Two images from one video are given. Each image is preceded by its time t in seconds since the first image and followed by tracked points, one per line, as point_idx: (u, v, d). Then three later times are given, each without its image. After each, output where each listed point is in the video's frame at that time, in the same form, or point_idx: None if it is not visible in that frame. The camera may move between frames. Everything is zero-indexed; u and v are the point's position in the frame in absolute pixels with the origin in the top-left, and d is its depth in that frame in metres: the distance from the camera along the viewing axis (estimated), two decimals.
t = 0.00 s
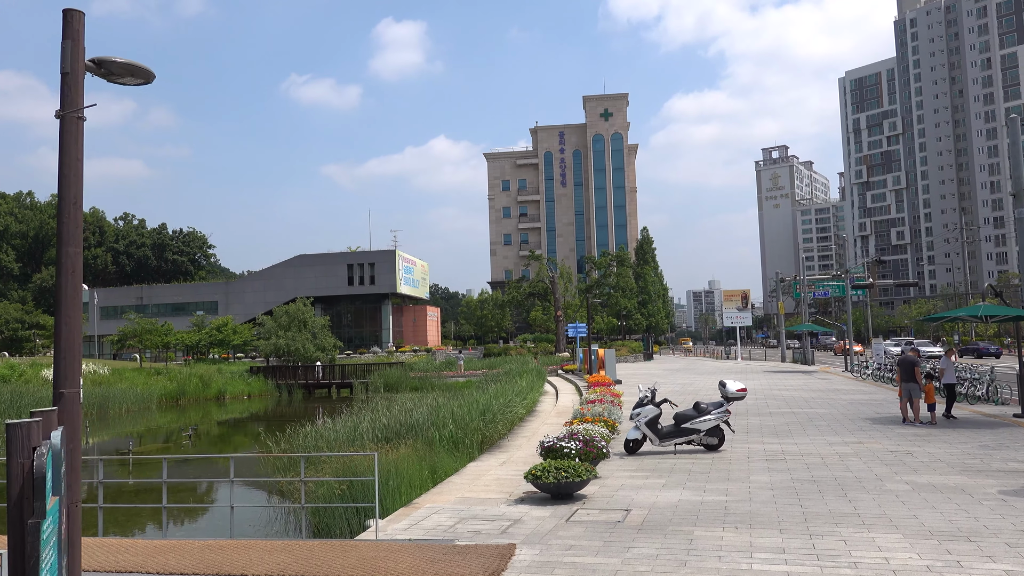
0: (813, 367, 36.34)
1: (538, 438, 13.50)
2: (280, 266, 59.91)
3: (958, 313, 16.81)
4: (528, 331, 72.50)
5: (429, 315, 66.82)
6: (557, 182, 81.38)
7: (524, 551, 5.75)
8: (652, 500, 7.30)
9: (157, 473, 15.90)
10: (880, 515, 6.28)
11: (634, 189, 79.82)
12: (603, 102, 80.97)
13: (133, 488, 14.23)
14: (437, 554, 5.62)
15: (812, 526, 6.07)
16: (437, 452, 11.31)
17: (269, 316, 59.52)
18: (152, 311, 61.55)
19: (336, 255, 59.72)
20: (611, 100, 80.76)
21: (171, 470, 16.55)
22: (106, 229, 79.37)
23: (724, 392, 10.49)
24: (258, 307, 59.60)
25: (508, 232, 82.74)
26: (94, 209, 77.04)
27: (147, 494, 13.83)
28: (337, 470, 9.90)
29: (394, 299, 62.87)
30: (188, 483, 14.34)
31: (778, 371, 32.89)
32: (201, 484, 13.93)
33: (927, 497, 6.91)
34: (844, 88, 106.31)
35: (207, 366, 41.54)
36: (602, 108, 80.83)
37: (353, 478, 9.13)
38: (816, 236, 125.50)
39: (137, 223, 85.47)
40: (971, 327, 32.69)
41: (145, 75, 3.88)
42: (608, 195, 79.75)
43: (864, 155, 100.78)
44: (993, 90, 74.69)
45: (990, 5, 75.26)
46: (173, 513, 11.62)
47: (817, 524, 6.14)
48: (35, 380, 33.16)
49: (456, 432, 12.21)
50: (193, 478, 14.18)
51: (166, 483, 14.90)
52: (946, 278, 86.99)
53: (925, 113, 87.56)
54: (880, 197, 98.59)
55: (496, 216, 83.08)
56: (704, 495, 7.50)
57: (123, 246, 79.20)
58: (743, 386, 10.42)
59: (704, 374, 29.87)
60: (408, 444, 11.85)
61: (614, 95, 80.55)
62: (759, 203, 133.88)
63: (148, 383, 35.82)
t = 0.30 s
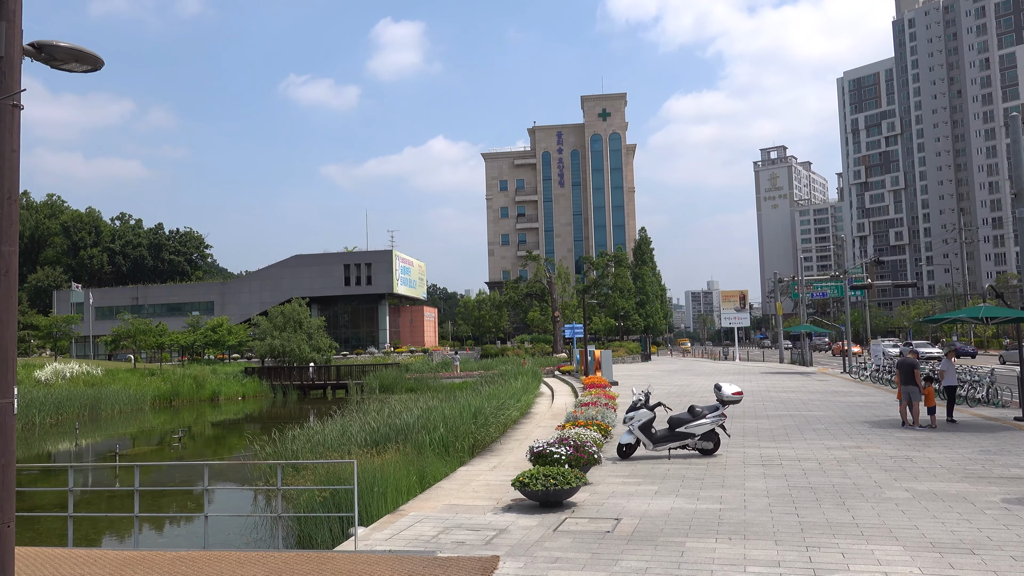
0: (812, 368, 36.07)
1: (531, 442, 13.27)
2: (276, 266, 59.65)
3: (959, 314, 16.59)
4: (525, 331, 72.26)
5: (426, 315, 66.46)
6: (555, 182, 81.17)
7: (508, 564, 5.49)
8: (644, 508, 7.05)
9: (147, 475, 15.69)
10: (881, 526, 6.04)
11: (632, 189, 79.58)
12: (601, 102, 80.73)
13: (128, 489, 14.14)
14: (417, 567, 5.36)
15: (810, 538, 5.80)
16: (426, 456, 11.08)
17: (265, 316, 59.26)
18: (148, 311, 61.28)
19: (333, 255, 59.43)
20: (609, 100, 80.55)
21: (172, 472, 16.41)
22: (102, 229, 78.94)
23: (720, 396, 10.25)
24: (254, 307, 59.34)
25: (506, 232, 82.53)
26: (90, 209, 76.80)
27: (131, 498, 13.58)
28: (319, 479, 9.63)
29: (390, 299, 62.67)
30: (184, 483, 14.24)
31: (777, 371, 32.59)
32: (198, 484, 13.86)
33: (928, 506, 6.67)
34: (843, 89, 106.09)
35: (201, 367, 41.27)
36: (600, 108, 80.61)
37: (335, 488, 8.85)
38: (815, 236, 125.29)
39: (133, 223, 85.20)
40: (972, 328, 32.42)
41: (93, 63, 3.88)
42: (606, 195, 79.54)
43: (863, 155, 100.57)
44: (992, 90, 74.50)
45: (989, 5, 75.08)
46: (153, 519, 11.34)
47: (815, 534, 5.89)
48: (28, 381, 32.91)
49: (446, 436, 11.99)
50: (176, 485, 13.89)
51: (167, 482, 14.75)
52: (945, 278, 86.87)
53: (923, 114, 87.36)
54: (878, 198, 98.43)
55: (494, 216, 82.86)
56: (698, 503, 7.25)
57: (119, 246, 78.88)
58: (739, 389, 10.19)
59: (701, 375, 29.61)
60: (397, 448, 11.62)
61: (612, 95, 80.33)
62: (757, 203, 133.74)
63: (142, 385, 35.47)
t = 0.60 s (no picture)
0: (810, 368, 35.84)
1: (524, 444, 13.03)
2: (273, 266, 59.37)
3: (959, 314, 16.36)
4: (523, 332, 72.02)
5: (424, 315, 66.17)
6: (553, 182, 80.95)
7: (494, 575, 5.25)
8: (637, 514, 6.80)
9: (136, 478, 15.40)
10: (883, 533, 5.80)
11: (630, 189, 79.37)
12: (599, 102, 80.52)
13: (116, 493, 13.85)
14: None
15: (809, 547, 5.56)
16: (415, 459, 10.82)
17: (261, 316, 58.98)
18: (144, 311, 60.95)
19: (330, 255, 59.17)
20: (607, 100, 80.39)
21: (161, 475, 16.10)
22: (99, 229, 78.62)
23: (716, 397, 10.00)
24: (250, 307, 59.09)
25: (504, 232, 82.30)
26: (87, 208, 76.46)
27: (117, 501, 13.32)
28: (302, 484, 9.32)
29: (388, 299, 62.42)
30: (173, 487, 13.93)
31: (776, 372, 32.36)
32: (185, 489, 13.57)
33: (932, 512, 6.43)
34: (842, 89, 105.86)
35: (196, 367, 41.04)
36: (599, 108, 80.39)
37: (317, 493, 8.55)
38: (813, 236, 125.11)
39: (130, 223, 84.83)
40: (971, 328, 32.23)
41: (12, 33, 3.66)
42: (604, 195, 79.36)
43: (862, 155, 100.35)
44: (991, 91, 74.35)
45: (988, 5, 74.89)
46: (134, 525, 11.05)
47: (814, 543, 5.64)
48: (20, 381, 32.65)
49: (437, 438, 11.74)
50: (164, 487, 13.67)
51: (159, 485, 14.42)
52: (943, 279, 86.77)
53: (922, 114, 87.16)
54: (877, 198, 98.27)
55: (492, 216, 82.64)
56: (693, 508, 7.00)
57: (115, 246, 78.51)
58: (735, 391, 9.95)
59: (700, 375, 29.39)
60: (387, 452, 11.34)
61: (610, 95, 80.16)
62: (756, 203, 133.59)
63: (135, 385, 35.13)
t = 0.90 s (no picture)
0: (809, 369, 35.66)
1: (518, 445, 12.80)
2: (271, 266, 59.15)
3: (961, 314, 16.10)
4: (522, 332, 71.80)
5: (421, 315, 65.83)
6: (551, 182, 80.76)
7: None
8: (629, 522, 6.54)
9: (128, 482, 15.13)
10: (884, 541, 5.56)
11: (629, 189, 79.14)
12: (598, 101, 80.33)
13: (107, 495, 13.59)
14: None
15: (805, 556, 5.32)
16: (405, 461, 10.58)
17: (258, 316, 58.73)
18: (140, 312, 60.73)
19: (327, 254, 58.94)
20: (605, 99, 80.20)
21: (154, 477, 15.81)
22: (96, 229, 78.32)
23: (713, 399, 9.76)
24: (247, 307, 58.85)
25: (502, 232, 82.02)
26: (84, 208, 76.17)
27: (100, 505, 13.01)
28: (287, 490, 9.07)
29: (385, 299, 62.19)
30: (164, 491, 13.71)
31: (775, 372, 32.12)
32: (176, 493, 13.35)
33: (933, 518, 6.20)
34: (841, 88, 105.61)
35: (192, 367, 40.77)
36: (597, 107, 80.20)
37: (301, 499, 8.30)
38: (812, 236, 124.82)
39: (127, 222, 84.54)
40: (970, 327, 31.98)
41: None
42: (603, 195, 79.17)
43: (861, 155, 100.09)
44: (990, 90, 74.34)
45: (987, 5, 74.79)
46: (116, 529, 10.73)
47: (810, 551, 5.42)
48: (13, 382, 32.36)
49: (428, 440, 11.50)
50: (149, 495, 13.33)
51: (157, 487, 14.20)
52: (943, 278, 86.61)
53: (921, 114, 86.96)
54: (876, 198, 98.09)
55: (490, 216, 82.44)
56: (688, 514, 6.76)
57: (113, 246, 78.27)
58: (732, 393, 9.70)
59: (698, 376, 29.15)
60: (378, 454, 11.10)
61: (609, 94, 79.93)
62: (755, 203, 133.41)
63: (129, 386, 34.77)
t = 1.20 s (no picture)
0: (808, 371, 35.46)
1: (512, 449, 12.60)
2: (268, 267, 58.95)
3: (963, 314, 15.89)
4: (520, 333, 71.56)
5: (420, 316, 65.54)
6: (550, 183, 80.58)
7: None
8: (621, 529, 6.32)
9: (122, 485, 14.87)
10: (886, 550, 5.34)
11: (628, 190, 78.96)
12: (597, 102, 80.17)
13: (101, 499, 13.41)
14: None
15: (802, 566, 5.11)
16: (395, 465, 10.37)
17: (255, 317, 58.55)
18: (138, 313, 60.55)
19: (325, 255, 58.75)
20: (604, 100, 80.04)
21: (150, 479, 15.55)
22: (94, 230, 78.02)
23: (709, 401, 9.56)
24: (244, 308, 58.68)
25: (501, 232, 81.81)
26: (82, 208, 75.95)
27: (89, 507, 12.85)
28: (270, 495, 8.86)
29: (383, 300, 62.00)
30: (156, 494, 13.54)
31: (774, 374, 31.92)
32: (164, 497, 13.14)
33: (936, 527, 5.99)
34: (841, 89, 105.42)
35: (187, 369, 40.55)
36: (596, 108, 80.05)
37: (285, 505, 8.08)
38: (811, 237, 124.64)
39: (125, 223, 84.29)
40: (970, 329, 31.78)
41: None
42: (602, 196, 78.98)
43: (860, 155, 99.94)
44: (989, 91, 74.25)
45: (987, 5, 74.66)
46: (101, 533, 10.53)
47: (807, 562, 5.20)
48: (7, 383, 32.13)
49: (420, 442, 11.31)
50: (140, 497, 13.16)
51: (153, 491, 14.00)
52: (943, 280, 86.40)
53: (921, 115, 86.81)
54: (876, 199, 97.91)
55: (489, 216, 82.27)
56: (682, 521, 6.54)
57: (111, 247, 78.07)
58: (729, 395, 9.50)
59: (696, 378, 28.93)
60: (367, 458, 10.90)
61: (608, 95, 79.77)
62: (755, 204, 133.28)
63: (124, 387, 34.56)
